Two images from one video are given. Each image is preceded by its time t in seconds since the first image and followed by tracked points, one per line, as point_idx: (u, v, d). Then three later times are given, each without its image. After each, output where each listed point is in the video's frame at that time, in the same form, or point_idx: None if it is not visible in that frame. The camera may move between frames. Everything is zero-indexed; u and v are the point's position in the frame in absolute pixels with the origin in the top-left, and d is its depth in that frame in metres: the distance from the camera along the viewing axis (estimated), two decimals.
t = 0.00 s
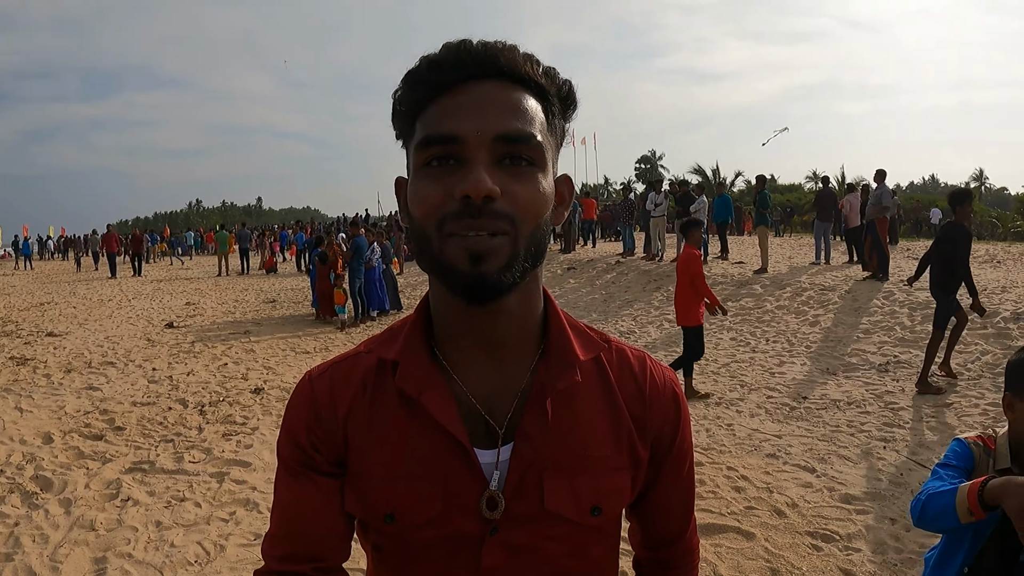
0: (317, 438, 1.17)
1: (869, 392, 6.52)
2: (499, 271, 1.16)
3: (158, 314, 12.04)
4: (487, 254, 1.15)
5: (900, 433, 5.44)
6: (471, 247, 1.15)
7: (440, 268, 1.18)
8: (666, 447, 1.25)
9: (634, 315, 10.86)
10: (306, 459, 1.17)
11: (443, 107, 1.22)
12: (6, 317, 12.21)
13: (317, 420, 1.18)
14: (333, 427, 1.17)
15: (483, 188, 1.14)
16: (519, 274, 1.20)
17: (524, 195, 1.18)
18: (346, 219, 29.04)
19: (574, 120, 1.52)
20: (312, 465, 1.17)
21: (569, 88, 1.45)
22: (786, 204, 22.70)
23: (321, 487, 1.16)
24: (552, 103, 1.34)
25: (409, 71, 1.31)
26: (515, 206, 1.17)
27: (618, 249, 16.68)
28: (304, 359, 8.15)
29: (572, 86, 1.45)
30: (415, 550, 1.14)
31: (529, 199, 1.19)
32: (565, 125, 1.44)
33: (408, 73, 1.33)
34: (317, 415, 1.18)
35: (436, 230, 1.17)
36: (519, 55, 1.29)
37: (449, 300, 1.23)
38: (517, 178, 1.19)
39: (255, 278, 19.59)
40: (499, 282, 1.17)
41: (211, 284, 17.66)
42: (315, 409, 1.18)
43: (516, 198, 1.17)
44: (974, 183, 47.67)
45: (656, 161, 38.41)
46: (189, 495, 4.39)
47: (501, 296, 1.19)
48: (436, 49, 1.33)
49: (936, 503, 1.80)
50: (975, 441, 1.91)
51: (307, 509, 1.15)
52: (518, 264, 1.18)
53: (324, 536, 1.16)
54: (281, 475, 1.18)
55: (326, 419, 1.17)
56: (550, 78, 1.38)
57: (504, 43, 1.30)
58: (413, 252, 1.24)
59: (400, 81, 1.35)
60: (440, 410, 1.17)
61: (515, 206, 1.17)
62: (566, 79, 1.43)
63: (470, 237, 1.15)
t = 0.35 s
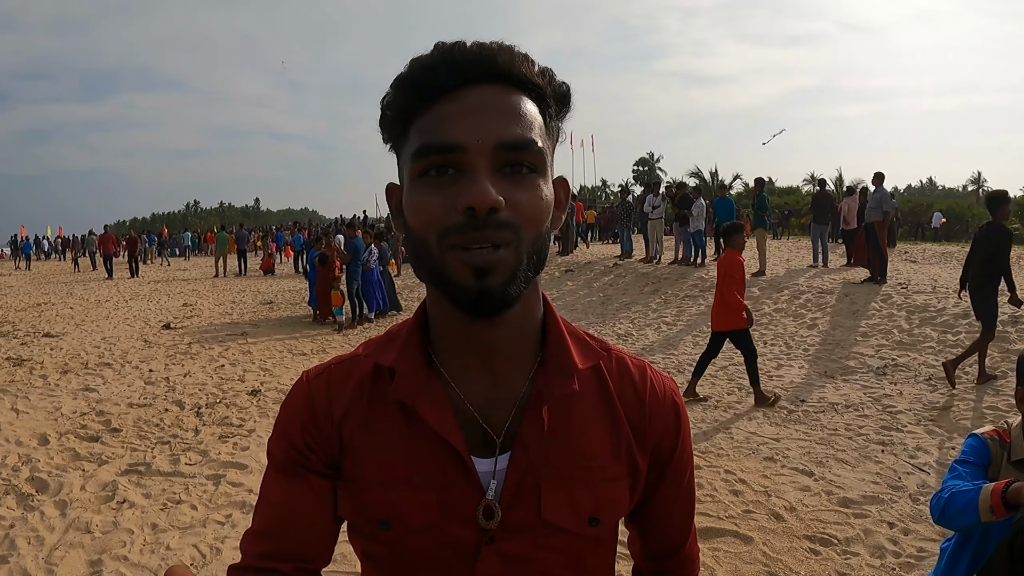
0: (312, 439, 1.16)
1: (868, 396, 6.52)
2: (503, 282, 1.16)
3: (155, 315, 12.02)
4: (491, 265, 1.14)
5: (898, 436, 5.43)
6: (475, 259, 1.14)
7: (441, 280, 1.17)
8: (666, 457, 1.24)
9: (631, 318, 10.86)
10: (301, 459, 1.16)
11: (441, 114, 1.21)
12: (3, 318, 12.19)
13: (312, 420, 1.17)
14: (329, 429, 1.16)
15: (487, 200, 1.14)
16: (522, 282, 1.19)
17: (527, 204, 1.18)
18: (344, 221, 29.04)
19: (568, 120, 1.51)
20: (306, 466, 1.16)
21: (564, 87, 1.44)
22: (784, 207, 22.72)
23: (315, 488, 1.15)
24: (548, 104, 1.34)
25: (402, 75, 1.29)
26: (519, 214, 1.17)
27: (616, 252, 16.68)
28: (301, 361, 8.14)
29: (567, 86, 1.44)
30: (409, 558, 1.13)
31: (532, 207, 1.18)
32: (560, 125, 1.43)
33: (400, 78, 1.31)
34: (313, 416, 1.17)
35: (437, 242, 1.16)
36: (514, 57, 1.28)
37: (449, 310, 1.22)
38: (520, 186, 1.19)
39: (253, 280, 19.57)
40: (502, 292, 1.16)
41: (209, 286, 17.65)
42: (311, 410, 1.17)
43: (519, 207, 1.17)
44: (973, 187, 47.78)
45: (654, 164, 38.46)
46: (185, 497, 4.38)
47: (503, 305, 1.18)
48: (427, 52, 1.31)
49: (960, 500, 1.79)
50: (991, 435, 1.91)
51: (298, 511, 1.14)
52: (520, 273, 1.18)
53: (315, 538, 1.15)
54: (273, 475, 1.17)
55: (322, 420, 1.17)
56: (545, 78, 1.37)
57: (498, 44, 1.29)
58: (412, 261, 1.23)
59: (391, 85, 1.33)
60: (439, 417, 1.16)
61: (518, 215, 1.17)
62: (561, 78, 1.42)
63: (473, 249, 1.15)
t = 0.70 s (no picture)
0: (314, 446, 1.15)
1: (864, 398, 6.52)
2: (506, 276, 1.15)
3: (151, 315, 11.99)
4: (492, 258, 1.13)
5: (895, 439, 5.44)
6: (476, 252, 1.13)
7: (443, 274, 1.16)
8: (670, 458, 1.24)
9: (628, 319, 10.86)
10: (302, 468, 1.15)
11: (445, 109, 1.21)
12: None
13: (313, 427, 1.16)
14: (330, 435, 1.15)
15: (488, 192, 1.13)
16: (525, 279, 1.18)
17: (529, 198, 1.17)
18: (341, 221, 28.98)
19: (576, 121, 1.50)
20: (308, 474, 1.15)
21: (570, 87, 1.44)
22: (780, 210, 22.76)
23: (317, 496, 1.14)
24: (554, 103, 1.33)
25: (409, 73, 1.30)
26: (521, 208, 1.16)
27: (614, 254, 16.68)
28: (298, 362, 8.11)
29: (573, 86, 1.44)
30: (412, 562, 1.12)
31: (534, 202, 1.17)
32: (567, 125, 1.42)
33: (408, 76, 1.31)
34: (314, 422, 1.16)
35: (440, 235, 1.16)
36: (520, 55, 1.28)
37: (453, 305, 1.22)
38: (522, 181, 1.18)
39: (249, 280, 19.52)
40: (504, 286, 1.15)
41: (205, 286, 17.60)
42: (312, 417, 1.16)
43: (521, 201, 1.16)
44: (969, 190, 47.84)
45: (651, 166, 38.48)
46: (181, 498, 4.36)
47: (505, 300, 1.17)
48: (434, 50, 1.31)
49: (956, 507, 1.79)
50: (991, 440, 1.91)
51: (298, 519, 1.14)
52: (523, 268, 1.17)
53: (317, 545, 1.15)
54: (274, 485, 1.16)
55: (323, 426, 1.15)
56: (551, 77, 1.36)
57: (503, 42, 1.28)
58: (416, 256, 1.22)
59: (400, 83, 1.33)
60: (442, 419, 1.15)
61: (519, 209, 1.16)
62: (567, 78, 1.42)
63: (475, 242, 1.14)
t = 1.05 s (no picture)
0: (326, 448, 1.15)
1: (865, 400, 6.52)
2: (518, 287, 1.15)
3: (151, 316, 11.98)
4: (506, 270, 1.13)
5: (896, 440, 5.44)
6: (489, 262, 1.13)
7: (455, 283, 1.16)
8: (679, 459, 1.24)
9: (629, 321, 10.86)
10: (313, 471, 1.14)
11: (462, 115, 1.20)
12: None
13: (325, 429, 1.15)
14: (342, 438, 1.15)
15: (503, 204, 1.13)
16: (537, 289, 1.18)
17: (544, 209, 1.17)
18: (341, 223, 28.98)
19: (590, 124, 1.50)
20: (319, 477, 1.15)
21: (587, 91, 1.44)
22: (779, 211, 22.77)
23: (329, 499, 1.14)
24: (571, 108, 1.33)
25: (425, 74, 1.29)
26: (535, 219, 1.16)
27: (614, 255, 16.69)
28: (298, 363, 8.11)
29: (590, 90, 1.44)
30: (422, 564, 1.12)
31: (549, 213, 1.17)
32: (581, 129, 1.42)
33: (424, 76, 1.31)
34: (326, 425, 1.16)
35: (453, 243, 1.16)
36: (539, 60, 1.27)
37: (464, 312, 1.22)
38: (537, 191, 1.18)
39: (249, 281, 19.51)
40: (517, 297, 1.15)
41: (205, 287, 17.59)
42: (323, 419, 1.16)
43: (535, 212, 1.16)
44: (968, 192, 47.88)
45: (650, 168, 38.44)
46: (182, 499, 4.36)
47: (517, 310, 1.17)
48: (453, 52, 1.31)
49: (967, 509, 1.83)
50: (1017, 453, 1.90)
51: (310, 521, 1.13)
52: (536, 279, 1.17)
53: (327, 546, 1.15)
54: (286, 485, 1.16)
55: (334, 429, 1.15)
56: (568, 82, 1.36)
57: (522, 47, 1.28)
58: (427, 262, 1.22)
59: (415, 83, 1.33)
60: (453, 423, 1.15)
61: (534, 220, 1.16)
62: (584, 82, 1.42)
63: (488, 252, 1.14)
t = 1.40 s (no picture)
0: (326, 451, 1.16)
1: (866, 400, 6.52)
2: (516, 277, 1.16)
3: (153, 318, 12.01)
4: (502, 261, 1.14)
5: (897, 441, 5.45)
6: (486, 254, 1.14)
7: (453, 277, 1.17)
8: (677, 457, 1.25)
9: (630, 322, 10.86)
10: (315, 473, 1.16)
11: (456, 116, 1.22)
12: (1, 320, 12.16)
13: (325, 432, 1.16)
14: (343, 441, 1.16)
15: (499, 196, 1.14)
16: (535, 280, 1.19)
17: (539, 200, 1.18)
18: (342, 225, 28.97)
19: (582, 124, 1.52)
20: (321, 479, 1.16)
21: (577, 93, 1.46)
22: (781, 212, 22.79)
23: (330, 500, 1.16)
24: (561, 108, 1.35)
25: (418, 80, 1.31)
26: (531, 212, 1.17)
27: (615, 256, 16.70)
28: (299, 364, 8.14)
29: (580, 91, 1.46)
30: (423, 562, 1.13)
31: (544, 205, 1.19)
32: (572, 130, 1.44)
33: (417, 82, 1.33)
34: (325, 429, 1.16)
35: (450, 239, 1.17)
36: (529, 60, 1.30)
37: (462, 308, 1.23)
38: (533, 185, 1.19)
39: (251, 283, 19.52)
40: (516, 288, 1.16)
41: (207, 289, 17.61)
42: (323, 422, 1.17)
43: (531, 204, 1.17)
44: (971, 192, 47.90)
45: (651, 169, 38.43)
46: (184, 499, 4.38)
47: (515, 301, 1.18)
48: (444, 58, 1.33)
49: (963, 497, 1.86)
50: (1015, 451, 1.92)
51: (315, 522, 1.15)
52: (534, 270, 1.18)
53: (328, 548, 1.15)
54: (287, 486, 1.17)
55: (334, 432, 1.16)
56: (558, 83, 1.38)
57: (512, 49, 1.30)
58: (425, 259, 1.23)
59: (407, 90, 1.35)
60: (454, 423, 1.16)
61: (530, 211, 1.17)
62: (574, 83, 1.43)
63: (484, 244, 1.15)
